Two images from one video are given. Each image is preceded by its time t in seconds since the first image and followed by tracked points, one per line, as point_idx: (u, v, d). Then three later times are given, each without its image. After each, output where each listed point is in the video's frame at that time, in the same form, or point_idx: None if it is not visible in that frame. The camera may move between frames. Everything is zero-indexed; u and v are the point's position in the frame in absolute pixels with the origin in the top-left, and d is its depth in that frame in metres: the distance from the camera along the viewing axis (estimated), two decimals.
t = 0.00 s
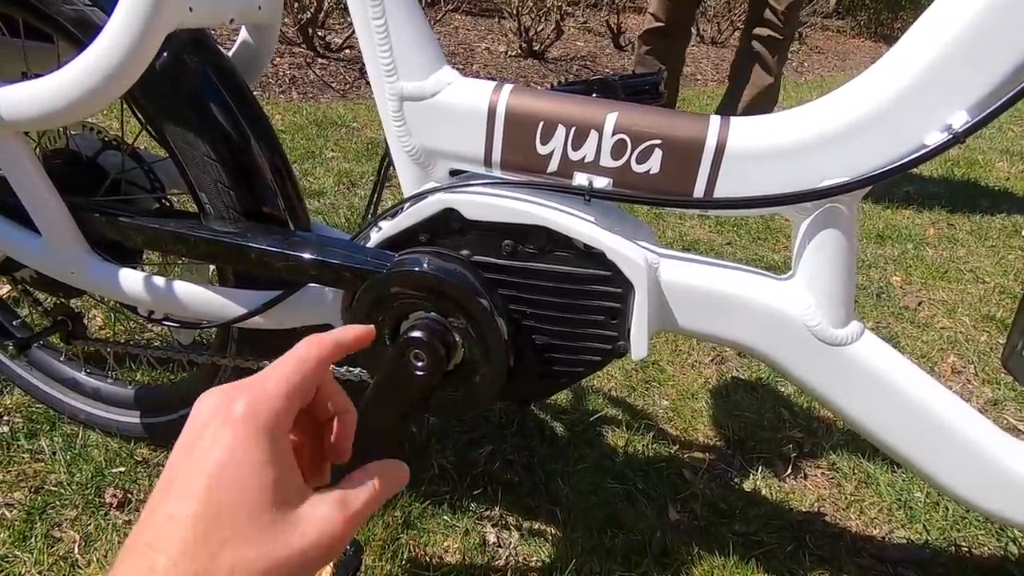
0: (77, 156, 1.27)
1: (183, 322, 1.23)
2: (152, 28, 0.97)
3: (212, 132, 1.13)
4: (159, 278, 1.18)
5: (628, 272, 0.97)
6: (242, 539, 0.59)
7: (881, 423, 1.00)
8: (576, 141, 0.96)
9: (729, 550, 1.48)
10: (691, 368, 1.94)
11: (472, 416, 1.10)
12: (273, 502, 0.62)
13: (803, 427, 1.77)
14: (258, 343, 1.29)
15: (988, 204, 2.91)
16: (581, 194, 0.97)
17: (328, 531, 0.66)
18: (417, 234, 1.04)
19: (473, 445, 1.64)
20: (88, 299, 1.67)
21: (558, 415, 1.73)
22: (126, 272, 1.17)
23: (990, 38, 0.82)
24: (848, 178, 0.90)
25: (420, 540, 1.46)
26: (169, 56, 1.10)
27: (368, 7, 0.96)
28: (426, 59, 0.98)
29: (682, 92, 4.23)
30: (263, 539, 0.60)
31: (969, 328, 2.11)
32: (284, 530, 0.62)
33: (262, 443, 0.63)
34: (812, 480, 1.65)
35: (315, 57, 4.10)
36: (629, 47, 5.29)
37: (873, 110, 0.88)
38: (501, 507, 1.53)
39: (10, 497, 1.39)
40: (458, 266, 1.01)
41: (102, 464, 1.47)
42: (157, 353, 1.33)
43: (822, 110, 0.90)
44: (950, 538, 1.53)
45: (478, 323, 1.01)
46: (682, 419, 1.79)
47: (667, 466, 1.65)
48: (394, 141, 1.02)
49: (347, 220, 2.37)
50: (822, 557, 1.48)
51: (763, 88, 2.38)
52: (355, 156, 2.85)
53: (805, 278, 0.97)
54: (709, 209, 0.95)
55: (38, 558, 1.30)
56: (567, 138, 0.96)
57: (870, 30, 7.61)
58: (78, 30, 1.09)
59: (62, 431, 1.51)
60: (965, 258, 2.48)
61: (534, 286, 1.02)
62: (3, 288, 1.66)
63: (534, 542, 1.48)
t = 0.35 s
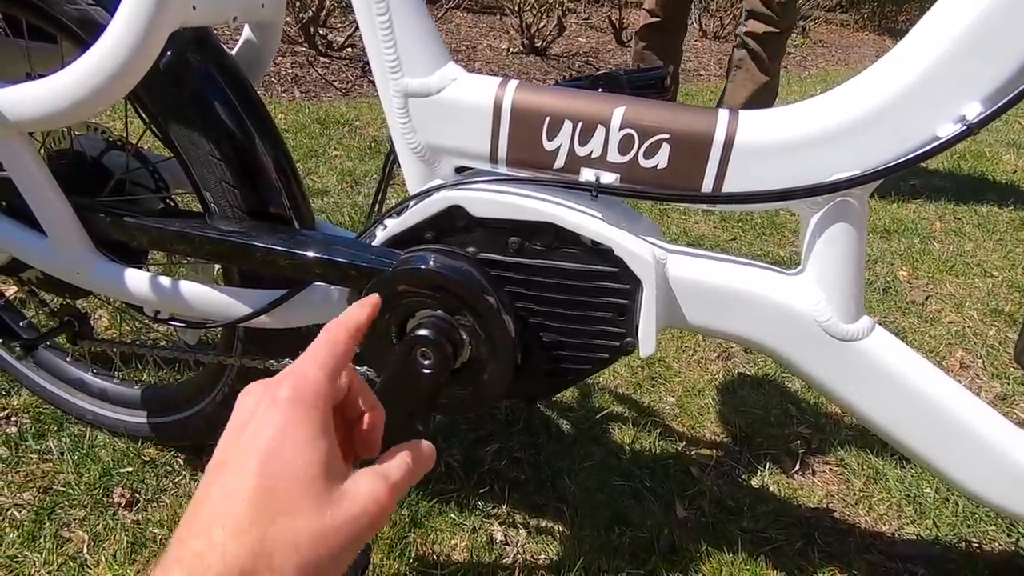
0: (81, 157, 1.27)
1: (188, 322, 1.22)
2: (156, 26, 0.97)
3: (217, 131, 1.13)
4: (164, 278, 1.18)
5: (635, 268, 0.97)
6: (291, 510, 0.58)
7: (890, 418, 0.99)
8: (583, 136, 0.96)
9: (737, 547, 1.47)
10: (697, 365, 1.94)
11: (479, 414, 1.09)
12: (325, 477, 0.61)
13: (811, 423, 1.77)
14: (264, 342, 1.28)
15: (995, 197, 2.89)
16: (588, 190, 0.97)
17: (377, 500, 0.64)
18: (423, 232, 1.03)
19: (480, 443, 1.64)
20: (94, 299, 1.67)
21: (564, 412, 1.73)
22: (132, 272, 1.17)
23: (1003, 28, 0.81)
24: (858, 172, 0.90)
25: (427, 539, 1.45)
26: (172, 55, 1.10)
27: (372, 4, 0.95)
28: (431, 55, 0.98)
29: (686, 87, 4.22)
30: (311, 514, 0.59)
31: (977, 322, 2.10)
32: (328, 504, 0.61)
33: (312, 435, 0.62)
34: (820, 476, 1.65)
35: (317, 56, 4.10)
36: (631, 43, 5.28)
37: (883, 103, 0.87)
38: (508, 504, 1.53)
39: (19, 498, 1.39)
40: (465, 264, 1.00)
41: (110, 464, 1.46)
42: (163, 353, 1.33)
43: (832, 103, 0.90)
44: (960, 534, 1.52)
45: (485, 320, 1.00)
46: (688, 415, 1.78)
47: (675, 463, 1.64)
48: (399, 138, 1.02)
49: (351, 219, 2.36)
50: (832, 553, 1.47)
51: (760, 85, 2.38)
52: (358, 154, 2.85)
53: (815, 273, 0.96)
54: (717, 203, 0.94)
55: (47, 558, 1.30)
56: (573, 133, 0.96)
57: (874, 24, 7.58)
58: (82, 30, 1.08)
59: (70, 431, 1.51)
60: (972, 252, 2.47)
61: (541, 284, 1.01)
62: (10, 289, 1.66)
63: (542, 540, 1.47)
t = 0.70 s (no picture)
0: (92, 161, 1.28)
1: (201, 325, 1.23)
2: (168, 34, 0.97)
3: (227, 135, 1.13)
4: (177, 282, 1.18)
5: (647, 270, 0.96)
6: None
7: (901, 417, 0.99)
8: (594, 138, 0.95)
9: (749, 547, 1.47)
10: (706, 364, 1.94)
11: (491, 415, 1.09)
12: None
13: (820, 422, 1.76)
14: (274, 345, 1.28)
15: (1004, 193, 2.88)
16: (599, 192, 0.97)
17: None
18: (434, 234, 1.03)
19: (490, 444, 1.64)
20: (104, 302, 1.68)
21: (573, 412, 1.73)
22: (145, 276, 1.17)
23: (1019, 28, 0.81)
24: (872, 172, 0.89)
25: (438, 540, 1.46)
26: (183, 59, 1.10)
27: (383, 7, 0.95)
28: (441, 58, 0.97)
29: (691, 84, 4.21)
30: None
31: (988, 319, 2.09)
32: None
33: None
34: (831, 475, 1.65)
35: (322, 56, 4.10)
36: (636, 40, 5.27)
37: (897, 103, 0.87)
38: (519, 505, 1.53)
39: (34, 500, 1.40)
40: (476, 266, 1.00)
41: (123, 466, 1.47)
42: (174, 356, 1.33)
43: (846, 103, 0.89)
44: (973, 533, 1.51)
45: (497, 323, 1.00)
46: (697, 415, 1.78)
47: (685, 462, 1.64)
48: (409, 141, 1.02)
49: (358, 219, 2.37)
50: (844, 553, 1.47)
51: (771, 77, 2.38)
52: (363, 154, 2.85)
53: (828, 273, 0.96)
54: (730, 204, 0.94)
55: (63, 560, 1.31)
56: (585, 135, 0.95)
57: (880, 18, 7.55)
58: (94, 37, 1.08)
59: (83, 433, 1.52)
60: (982, 248, 2.46)
61: (553, 286, 1.01)
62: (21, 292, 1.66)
63: (552, 540, 1.47)
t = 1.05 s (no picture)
0: (102, 168, 1.30)
1: (208, 330, 1.24)
2: (174, 46, 0.98)
3: (233, 142, 1.15)
4: (185, 286, 1.20)
5: (646, 273, 0.98)
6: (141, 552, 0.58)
7: (902, 417, 1.00)
8: (593, 142, 0.97)
9: (752, 547, 1.48)
10: (709, 365, 1.95)
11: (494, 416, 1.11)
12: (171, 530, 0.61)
13: (824, 423, 1.78)
14: (280, 348, 1.30)
15: (1011, 192, 2.89)
16: (599, 196, 0.98)
17: None
18: (436, 238, 1.05)
19: (494, 445, 1.66)
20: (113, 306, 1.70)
21: (577, 413, 1.74)
22: (153, 281, 1.19)
23: (1012, 32, 0.82)
24: (869, 175, 0.90)
25: (443, 541, 1.47)
26: (190, 68, 1.12)
27: (385, 15, 0.97)
28: (442, 66, 0.99)
29: (695, 84, 4.22)
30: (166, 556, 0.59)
31: (993, 319, 2.10)
32: (184, 557, 0.61)
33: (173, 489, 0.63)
34: (835, 476, 1.66)
35: (326, 61, 4.12)
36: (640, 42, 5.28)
37: (892, 106, 0.88)
38: (522, 506, 1.54)
39: (45, 501, 1.42)
40: (478, 270, 1.02)
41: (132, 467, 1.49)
42: (182, 359, 1.35)
43: (842, 107, 0.90)
44: (977, 533, 1.52)
45: (498, 325, 1.02)
46: (700, 415, 1.79)
47: (688, 463, 1.65)
48: (411, 146, 1.03)
49: (363, 223, 2.38)
50: (847, 553, 1.48)
51: (776, 75, 2.38)
52: (369, 158, 2.87)
53: (826, 275, 0.97)
54: (728, 207, 0.95)
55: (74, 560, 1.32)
56: (584, 139, 0.97)
57: (886, 18, 7.55)
58: (103, 47, 1.10)
59: (93, 436, 1.54)
60: (988, 248, 2.47)
61: (554, 288, 1.02)
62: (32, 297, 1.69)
63: (556, 541, 1.49)
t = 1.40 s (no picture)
0: (107, 181, 1.32)
1: (211, 340, 1.26)
2: (176, 63, 1.00)
3: (235, 155, 1.16)
4: (189, 297, 1.21)
5: (642, 281, 0.99)
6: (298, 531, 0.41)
7: (899, 423, 1.01)
8: (589, 154, 0.98)
9: (753, 552, 1.49)
10: (711, 370, 1.96)
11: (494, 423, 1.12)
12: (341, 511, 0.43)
13: (825, 427, 1.79)
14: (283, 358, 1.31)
15: (1012, 194, 2.89)
16: (595, 206, 0.99)
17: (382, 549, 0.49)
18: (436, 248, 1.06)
19: (496, 452, 1.67)
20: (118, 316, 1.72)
21: (578, 420, 1.75)
22: (158, 293, 1.20)
23: (1002, 42, 0.83)
24: (862, 183, 0.92)
25: (445, 548, 1.48)
26: (192, 84, 1.14)
27: (383, 30, 0.98)
28: (440, 79, 1.00)
29: (696, 89, 4.23)
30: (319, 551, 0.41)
31: (995, 322, 2.10)
32: (367, 545, 0.44)
33: (364, 421, 0.42)
34: (836, 480, 1.67)
35: (328, 69, 4.14)
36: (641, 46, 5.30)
37: (885, 116, 0.89)
38: (524, 512, 1.56)
39: (51, 510, 1.43)
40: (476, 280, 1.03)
41: (137, 476, 1.50)
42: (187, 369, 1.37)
43: (835, 117, 0.92)
44: (980, 537, 1.53)
45: (497, 334, 1.03)
46: (702, 420, 1.80)
47: (689, 469, 1.66)
48: (410, 159, 1.05)
49: (365, 230, 2.40)
50: (849, 558, 1.49)
51: (775, 80, 2.40)
52: (370, 165, 2.89)
53: (820, 281, 0.98)
54: (722, 217, 0.97)
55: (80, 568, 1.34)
56: (580, 151, 0.98)
57: (886, 19, 7.56)
58: (108, 64, 1.12)
59: (99, 445, 1.56)
60: (990, 250, 2.47)
61: (552, 298, 1.04)
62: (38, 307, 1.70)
63: (558, 547, 1.50)
